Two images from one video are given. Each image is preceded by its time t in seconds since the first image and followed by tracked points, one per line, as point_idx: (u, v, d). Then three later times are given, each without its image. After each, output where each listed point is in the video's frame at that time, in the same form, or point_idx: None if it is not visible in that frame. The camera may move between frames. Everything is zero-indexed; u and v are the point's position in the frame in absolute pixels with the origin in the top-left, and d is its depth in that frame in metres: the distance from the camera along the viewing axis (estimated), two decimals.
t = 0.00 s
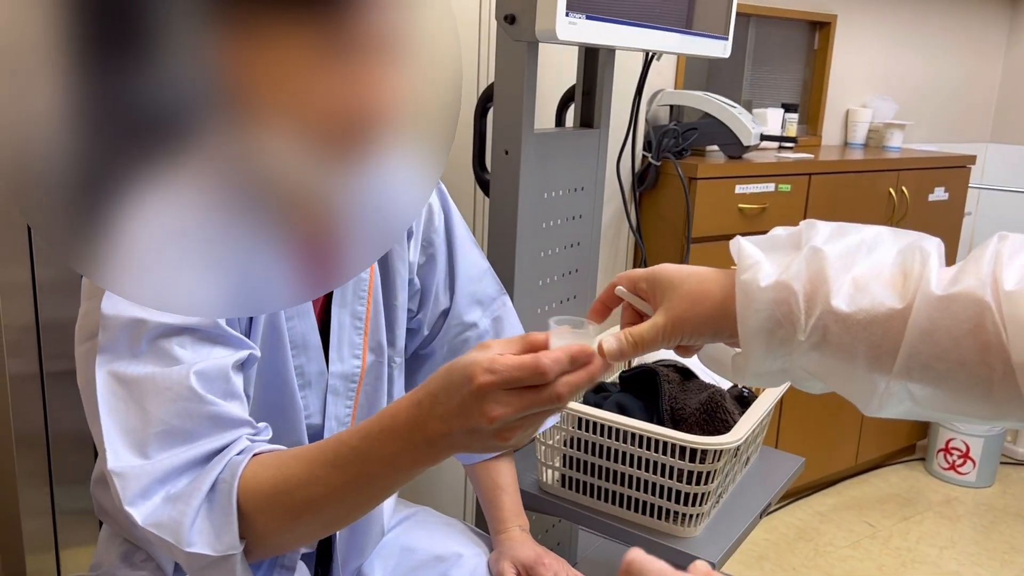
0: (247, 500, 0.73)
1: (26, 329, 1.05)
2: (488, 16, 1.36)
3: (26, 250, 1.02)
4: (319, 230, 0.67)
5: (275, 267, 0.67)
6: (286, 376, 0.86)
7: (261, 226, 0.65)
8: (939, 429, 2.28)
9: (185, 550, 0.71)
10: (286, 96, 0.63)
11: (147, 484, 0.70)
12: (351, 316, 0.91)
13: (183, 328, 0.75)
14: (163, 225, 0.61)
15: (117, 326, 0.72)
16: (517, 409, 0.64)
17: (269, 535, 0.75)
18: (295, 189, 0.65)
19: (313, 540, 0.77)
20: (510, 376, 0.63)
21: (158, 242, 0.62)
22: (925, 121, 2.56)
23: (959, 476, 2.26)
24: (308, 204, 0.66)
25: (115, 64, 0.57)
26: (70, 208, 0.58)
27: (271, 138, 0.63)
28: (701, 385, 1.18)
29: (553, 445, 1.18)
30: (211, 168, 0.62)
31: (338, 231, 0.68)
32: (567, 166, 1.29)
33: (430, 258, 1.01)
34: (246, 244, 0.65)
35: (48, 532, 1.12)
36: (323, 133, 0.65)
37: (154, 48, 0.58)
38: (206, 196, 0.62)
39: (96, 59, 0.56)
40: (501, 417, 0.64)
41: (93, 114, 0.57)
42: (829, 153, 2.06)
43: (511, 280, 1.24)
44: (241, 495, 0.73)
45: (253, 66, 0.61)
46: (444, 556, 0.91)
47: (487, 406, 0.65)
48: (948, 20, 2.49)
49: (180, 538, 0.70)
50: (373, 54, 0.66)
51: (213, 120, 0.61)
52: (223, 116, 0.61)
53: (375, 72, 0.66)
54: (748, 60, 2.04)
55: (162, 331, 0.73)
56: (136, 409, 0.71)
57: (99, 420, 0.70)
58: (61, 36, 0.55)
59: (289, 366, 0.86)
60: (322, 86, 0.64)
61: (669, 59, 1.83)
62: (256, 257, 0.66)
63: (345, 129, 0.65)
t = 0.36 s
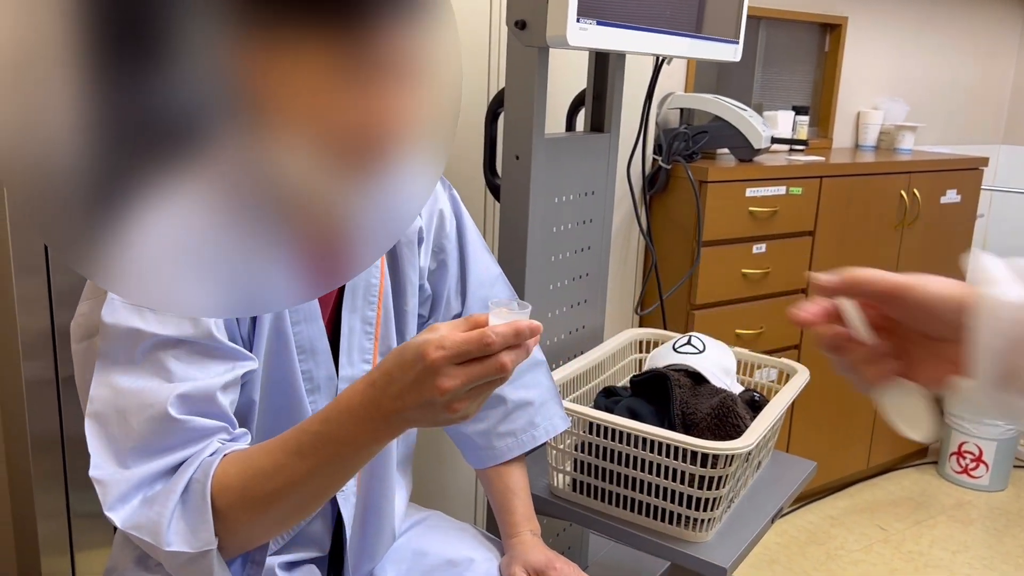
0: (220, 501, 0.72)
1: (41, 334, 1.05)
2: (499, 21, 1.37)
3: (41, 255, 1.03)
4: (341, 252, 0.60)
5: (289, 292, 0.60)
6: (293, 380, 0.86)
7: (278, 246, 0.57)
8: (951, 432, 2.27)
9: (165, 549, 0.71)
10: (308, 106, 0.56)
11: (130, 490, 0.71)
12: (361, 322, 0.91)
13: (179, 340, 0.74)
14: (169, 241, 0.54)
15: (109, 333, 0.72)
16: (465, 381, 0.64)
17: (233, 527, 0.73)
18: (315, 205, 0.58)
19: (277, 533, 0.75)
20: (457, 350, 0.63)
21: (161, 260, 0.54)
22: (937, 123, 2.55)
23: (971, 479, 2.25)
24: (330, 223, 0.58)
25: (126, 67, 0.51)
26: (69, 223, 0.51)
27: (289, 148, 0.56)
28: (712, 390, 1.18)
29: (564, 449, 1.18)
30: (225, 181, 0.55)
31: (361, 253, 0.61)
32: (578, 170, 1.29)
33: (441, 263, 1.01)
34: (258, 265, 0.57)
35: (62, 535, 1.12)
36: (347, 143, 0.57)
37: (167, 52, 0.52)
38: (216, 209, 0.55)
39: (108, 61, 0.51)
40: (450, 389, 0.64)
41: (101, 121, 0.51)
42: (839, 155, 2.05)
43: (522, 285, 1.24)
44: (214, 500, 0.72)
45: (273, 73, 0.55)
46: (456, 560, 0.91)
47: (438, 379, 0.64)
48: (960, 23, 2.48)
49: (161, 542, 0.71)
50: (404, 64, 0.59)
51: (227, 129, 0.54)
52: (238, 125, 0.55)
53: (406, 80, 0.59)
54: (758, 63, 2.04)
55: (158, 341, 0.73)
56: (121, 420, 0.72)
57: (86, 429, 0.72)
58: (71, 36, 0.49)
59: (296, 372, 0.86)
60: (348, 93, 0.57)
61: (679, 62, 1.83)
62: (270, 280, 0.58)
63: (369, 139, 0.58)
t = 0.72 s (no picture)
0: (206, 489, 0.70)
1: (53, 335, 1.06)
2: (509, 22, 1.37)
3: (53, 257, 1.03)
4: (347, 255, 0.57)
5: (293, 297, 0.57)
6: (295, 377, 0.86)
7: (281, 246, 0.54)
8: (964, 434, 2.25)
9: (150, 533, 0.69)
10: (313, 108, 0.54)
11: (117, 480, 0.70)
12: (366, 322, 0.91)
13: (173, 340, 0.74)
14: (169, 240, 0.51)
15: (104, 330, 0.72)
16: (445, 351, 0.60)
17: (218, 513, 0.72)
18: (320, 206, 0.55)
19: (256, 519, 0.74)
20: (441, 325, 0.59)
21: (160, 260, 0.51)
22: (949, 123, 2.53)
23: (984, 482, 2.23)
24: (336, 226, 0.56)
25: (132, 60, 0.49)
26: (66, 221, 0.47)
27: (294, 149, 0.53)
28: (722, 392, 1.17)
29: (573, 451, 1.18)
30: (226, 182, 0.52)
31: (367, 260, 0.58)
32: (586, 171, 1.29)
33: (447, 265, 1.01)
34: (261, 266, 0.54)
35: (72, 535, 1.13)
36: (356, 144, 0.55)
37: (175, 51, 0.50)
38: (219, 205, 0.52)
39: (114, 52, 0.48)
40: (429, 357, 0.60)
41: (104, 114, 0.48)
42: (851, 156, 2.04)
43: (531, 286, 1.24)
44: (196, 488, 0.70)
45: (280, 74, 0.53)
46: (464, 562, 0.91)
47: (419, 347, 0.60)
48: (973, 22, 2.46)
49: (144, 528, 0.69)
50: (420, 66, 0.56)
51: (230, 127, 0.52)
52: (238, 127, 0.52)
53: (420, 85, 0.57)
54: (769, 63, 2.02)
55: (153, 339, 0.73)
56: (110, 416, 0.71)
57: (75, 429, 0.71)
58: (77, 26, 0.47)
59: (299, 373, 0.86)
60: (355, 93, 0.55)
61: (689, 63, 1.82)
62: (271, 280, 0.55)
63: (379, 140, 0.55)
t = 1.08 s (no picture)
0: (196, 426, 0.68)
1: (58, 336, 1.06)
2: (512, 21, 1.36)
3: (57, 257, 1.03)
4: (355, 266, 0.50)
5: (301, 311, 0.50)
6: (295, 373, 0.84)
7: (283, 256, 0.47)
8: (973, 435, 2.23)
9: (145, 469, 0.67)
10: (314, 101, 0.46)
11: (110, 426, 0.67)
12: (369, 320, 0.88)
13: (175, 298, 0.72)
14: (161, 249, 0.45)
15: (103, 289, 0.70)
16: (436, 264, 0.60)
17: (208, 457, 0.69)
18: (330, 210, 0.47)
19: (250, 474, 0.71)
20: (429, 245, 0.59)
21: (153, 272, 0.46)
22: (958, 121, 2.51)
23: (994, 483, 2.21)
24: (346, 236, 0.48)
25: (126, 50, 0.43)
26: (62, 215, 0.43)
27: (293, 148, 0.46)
28: (727, 393, 1.17)
29: (577, 451, 1.17)
30: (225, 177, 0.45)
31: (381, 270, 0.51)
32: (590, 171, 1.28)
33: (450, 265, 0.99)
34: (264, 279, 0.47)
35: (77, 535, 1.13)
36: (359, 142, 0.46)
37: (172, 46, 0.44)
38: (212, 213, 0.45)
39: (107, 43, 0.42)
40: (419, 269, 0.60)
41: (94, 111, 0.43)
42: (858, 154, 2.03)
43: (535, 287, 1.23)
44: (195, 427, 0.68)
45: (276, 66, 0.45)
46: (467, 563, 0.91)
47: (409, 262, 0.60)
48: (981, 20, 2.44)
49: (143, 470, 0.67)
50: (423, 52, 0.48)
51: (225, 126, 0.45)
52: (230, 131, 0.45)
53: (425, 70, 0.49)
54: (775, 62, 2.02)
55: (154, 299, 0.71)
56: (106, 369, 0.68)
57: (69, 385, 0.69)
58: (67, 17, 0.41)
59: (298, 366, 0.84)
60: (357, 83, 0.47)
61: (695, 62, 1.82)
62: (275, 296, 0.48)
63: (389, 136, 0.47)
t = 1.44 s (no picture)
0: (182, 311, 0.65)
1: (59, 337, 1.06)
2: (513, 21, 1.36)
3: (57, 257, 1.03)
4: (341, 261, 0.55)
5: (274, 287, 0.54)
6: (287, 346, 0.78)
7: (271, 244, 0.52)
8: (980, 435, 2.22)
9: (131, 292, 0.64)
10: (293, 74, 0.51)
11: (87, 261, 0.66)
12: (368, 312, 0.87)
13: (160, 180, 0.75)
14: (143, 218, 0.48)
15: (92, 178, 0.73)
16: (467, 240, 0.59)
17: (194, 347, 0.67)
18: (306, 184, 0.52)
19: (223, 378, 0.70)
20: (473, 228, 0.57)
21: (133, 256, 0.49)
22: (964, 119, 2.50)
23: (1001, 483, 2.19)
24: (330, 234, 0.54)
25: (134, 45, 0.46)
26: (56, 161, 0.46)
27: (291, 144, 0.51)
28: (729, 393, 1.17)
29: (578, 452, 1.17)
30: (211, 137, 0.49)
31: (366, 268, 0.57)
32: (592, 170, 1.28)
33: (454, 267, 0.97)
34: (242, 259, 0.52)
35: (78, 536, 1.13)
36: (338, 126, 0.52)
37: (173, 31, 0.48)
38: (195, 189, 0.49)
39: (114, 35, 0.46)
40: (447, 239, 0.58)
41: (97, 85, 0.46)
42: (863, 154, 2.02)
43: (536, 287, 1.23)
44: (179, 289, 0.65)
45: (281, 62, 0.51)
46: (467, 564, 0.91)
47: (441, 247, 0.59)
48: (987, 19, 2.43)
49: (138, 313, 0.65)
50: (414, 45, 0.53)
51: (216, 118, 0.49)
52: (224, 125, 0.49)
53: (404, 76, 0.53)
54: (779, 61, 2.01)
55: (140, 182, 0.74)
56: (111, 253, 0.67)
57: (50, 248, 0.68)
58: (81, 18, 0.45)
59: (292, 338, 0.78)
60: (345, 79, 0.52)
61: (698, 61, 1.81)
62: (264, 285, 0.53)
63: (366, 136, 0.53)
